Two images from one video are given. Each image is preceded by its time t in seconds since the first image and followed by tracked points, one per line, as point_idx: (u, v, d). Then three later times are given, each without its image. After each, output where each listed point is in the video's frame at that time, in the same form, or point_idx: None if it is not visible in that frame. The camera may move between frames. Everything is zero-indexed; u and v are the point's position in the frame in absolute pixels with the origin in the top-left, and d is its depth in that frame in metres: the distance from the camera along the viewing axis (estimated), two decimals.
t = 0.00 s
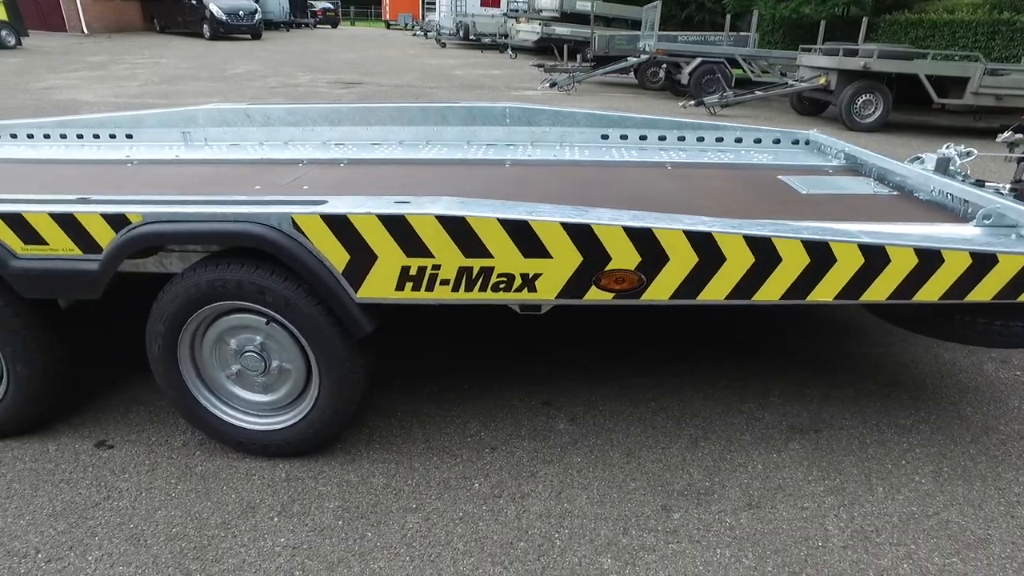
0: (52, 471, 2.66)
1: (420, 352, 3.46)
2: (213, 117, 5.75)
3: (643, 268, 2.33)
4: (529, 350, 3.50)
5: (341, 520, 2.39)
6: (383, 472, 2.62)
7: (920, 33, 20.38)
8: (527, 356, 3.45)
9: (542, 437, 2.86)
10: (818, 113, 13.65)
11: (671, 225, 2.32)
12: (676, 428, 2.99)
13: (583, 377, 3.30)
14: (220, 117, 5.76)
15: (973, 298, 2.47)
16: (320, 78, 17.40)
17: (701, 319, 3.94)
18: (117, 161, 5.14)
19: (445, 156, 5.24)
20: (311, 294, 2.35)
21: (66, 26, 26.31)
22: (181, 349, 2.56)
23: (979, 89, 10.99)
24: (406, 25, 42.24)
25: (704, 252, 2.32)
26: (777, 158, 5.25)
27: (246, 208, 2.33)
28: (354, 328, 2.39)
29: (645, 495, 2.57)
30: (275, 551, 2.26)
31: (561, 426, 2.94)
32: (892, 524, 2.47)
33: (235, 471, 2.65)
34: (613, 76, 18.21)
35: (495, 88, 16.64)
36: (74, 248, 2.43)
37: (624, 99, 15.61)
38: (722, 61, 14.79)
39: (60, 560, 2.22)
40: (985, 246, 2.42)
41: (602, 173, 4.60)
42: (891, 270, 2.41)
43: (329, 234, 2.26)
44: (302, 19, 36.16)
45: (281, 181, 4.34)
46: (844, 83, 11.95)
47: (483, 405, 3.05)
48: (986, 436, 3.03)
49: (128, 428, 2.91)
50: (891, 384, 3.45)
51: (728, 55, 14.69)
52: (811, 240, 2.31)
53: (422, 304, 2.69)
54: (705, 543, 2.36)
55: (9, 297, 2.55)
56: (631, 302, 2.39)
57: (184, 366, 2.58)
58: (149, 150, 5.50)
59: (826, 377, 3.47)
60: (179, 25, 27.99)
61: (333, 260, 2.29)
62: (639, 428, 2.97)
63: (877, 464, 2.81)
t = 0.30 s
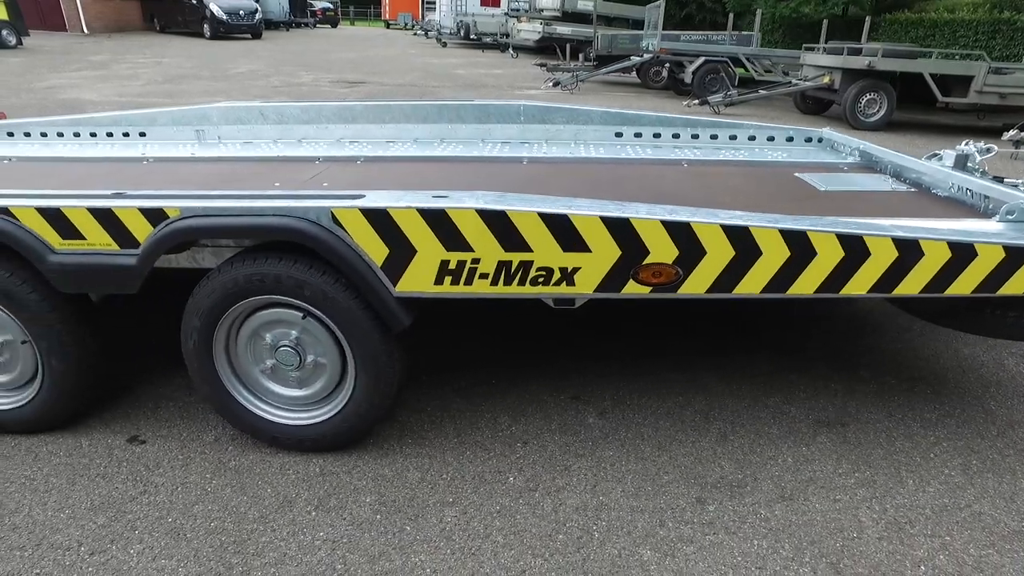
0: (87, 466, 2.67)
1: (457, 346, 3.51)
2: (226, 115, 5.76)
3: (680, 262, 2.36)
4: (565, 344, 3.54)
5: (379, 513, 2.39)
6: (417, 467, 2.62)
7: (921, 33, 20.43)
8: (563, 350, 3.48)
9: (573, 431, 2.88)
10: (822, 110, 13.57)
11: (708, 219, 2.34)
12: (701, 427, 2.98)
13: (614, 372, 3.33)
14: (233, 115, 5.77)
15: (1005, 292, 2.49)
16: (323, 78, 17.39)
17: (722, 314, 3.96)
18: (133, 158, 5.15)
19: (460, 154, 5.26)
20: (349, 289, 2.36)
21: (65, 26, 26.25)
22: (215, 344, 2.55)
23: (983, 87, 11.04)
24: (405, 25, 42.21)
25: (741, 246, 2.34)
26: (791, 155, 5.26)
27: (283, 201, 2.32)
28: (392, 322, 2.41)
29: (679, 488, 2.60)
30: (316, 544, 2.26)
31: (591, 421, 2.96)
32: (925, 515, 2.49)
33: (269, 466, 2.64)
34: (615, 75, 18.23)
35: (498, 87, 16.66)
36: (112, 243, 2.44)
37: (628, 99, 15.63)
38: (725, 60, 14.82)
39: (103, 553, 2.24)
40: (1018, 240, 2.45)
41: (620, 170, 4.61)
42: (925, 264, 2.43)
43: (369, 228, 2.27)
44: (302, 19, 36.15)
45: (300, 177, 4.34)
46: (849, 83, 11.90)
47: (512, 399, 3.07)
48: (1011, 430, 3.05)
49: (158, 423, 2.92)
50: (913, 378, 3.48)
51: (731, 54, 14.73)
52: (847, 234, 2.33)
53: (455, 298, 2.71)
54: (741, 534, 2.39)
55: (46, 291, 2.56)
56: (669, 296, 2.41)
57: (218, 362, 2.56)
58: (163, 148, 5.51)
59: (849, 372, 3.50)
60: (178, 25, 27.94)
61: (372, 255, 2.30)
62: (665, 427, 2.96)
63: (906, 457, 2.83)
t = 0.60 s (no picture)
0: (118, 462, 2.65)
1: (488, 340, 3.52)
2: (239, 112, 5.75)
3: (720, 255, 2.36)
4: (611, 335, 3.60)
5: (416, 509, 2.38)
6: (451, 462, 2.61)
7: (922, 31, 20.45)
8: (607, 341, 3.55)
9: (604, 426, 2.88)
10: (829, 109, 13.64)
11: (748, 211, 2.34)
12: (734, 418, 3.03)
13: (644, 366, 3.36)
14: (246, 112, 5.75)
15: None
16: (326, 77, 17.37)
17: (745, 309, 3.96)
18: (148, 155, 5.14)
19: (476, 151, 5.26)
20: (387, 282, 2.34)
21: (65, 25, 26.23)
22: (249, 339, 2.52)
23: (989, 85, 11.05)
24: (405, 24, 42.18)
25: (780, 239, 2.35)
26: (807, 152, 5.26)
27: (322, 194, 2.31)
28: (430, 316, 2.40)
29: (715, 482, 2.61)
30: (355, 540, 2.25)
31: (622, 416, 2.97)
32: (963, 509, 2.49)
33: (301, 463, 2.62)
34: (617, 74, 18.24)
35: (501, 87, 16.65)
36: (146, 236, 2.42)
37: (631, 97, 15.63)
38: (729, 59, 14.83)
39: (142, 548, 2.22)
40: None
41: (638, 166, 4.61)
42: (963, 257, 2.43)
43: (408, 221, 2.26)
44: (303, 19, 36.12)
45: (320, 173, 4.33)
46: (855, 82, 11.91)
47: (541, 395, 3.07)
48: None
49: (187, 420, 2.90)
50: (941, 373, 3.46)
51: (735, 53, 14.74)
52: (887, 227, 2.33)
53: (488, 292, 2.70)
54: (781, 528, 2.39)
55: (78, 286, 2.55)
56: (708, 289, 2.42)
57: (251, 356, 2.54)
58: (177, 145, 5.49)
59: (875, 367, 3.49)
60: (179, 25, 27.89)
61: (411, 248, 2.29)
62: (698, 418, 3.01)
63: (939, 452, 2.82)
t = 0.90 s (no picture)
0: (148, 466, 2.64)
1: (513, 341, 3.52)
2: (251, 112, 5.73)
3: (757, 257, 2.36)
4: (634, 336, 3.61)
5: (452, 513, 2.37)
6: (484, 465, 2.61)
7: (923, 31, 20.46)
8: (630, 342, 3.56)
9: (634, 428, 2.89)
10: (830, 109, 13.48)
11: (784, 212, 2.34)
12: (763, 419, 3.02)
13: (669, 367, 3.37)
14: (258, 112, 5.74)
15: None
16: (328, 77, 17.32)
17: (765, 311, 3.96)
18: (162, 155, 5.12)
19: (491, 151, 5.27)
20: (423, 284, 2.33)
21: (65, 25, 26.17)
22: (280, 342, 2.50)
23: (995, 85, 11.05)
24: (404, 24, 42.12)
25: (817, 240, 2.35)
26: (821, 151, 5.26)
27: (357, 195, 2.30)
28: (466, 318, 2.40)
29: (749, 484, 2.61)
30: (393, 545, 2.23)
31: (651, 417, 2.98)
32: (999, 511, 2.48)
33: (333, 466, 2.61)
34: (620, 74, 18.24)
35: (504, 87, 16.64)
36: (178, 238, 2.40)
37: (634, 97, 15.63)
38: (732, 59, 14.83)
39: (178, 554, 2.21)
40: None
41: (654, 167, 4.61)
42: (999, 257, 2.43)
43: (446, 222, 2.25)
44: (302, 19, 36.08)
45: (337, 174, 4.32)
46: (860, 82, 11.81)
47: (569, 397, 3.08)
48: None
49: (214, 422, 2.88)
50: (966, 373, 3.46)
51: (738, 53, 14.75)
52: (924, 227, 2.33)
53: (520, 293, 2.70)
54: (818, 530, 2.38)
55: (108, 288, 2.53)
56: (744, 290, 2.42)
57: (283, 359, 2.52)
58: (189, 145, 5.47)
59: (899, 367, 3.49)
60: (178, 25, 27.84)
61: (449, 249, 2.28)
62: (728, 419, 3.01)
63: (971, 453, 2.81)
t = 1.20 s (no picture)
0: (177, 471, 2.63)
1: (536, 344, 3.54)
2: (262, 113, 5.72)
3: (790, 261, 2.38)
4: (658, 339, 3.63)
5: (486, 517, 2.38)
6: (515, 469, 2.62)
7: (923, 31, 20.53)
8: (655, 345, 3.58)
9: (661, 430, 2.93)
10: (830, 109, 13.48)
11: (817, 217, 2.35)
12: (788, 421, 3.04)
13: (691, 369, 3.39)
14: (269, 113, 5.74)
15: None
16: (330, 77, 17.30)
17: (783, 313, 3.98)
18: (174, 157, 5.11)
19: (505, 153, 5.29)
20: (458, 288, 2.34)
21: (64, 25, 26.10)
22: (312, 347, 2.49)
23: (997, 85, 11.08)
24: (403, 24, 42.07)
25: (849, 244, 2.36)
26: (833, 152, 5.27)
27: (392, 200, 2.29)
28: (500, 322, 2.41)
29: (779, 486, 2.62)
30: (430, 549, 2.24)
31: (677, 420, 3.01)
32: None
33: (364, 470, 2.61)
34: (621, 74, 18.27)
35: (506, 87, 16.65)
36: (210, 243, 2.39)
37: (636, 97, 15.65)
38: (734, 59, 14.86)
39: (215, 560, 2.20)
40: None
41: (669, 169, 4.62)
42: None
43: (482, 227, 2.26)
44: (301, 19, 36.05)
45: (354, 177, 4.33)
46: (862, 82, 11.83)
47: (594, 400, 3.09)
48: None
49: (241, 427, 2.88)
50: (986, 374, 3.48)
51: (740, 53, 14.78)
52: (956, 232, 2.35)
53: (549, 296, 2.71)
54: (851, 532, 2.40)
55: (138, 293, 2.53)
56: (776, 294, 2.44)
57: (314, 364, 2.51)
58: (201, 147, 5.47)
59: (919, 368, 3.51)
60: (177, 25, 27.79)
61: (484, 254, 2.29)
62: (754, 422, 3.02)
63: (997, 455, 2.83)
